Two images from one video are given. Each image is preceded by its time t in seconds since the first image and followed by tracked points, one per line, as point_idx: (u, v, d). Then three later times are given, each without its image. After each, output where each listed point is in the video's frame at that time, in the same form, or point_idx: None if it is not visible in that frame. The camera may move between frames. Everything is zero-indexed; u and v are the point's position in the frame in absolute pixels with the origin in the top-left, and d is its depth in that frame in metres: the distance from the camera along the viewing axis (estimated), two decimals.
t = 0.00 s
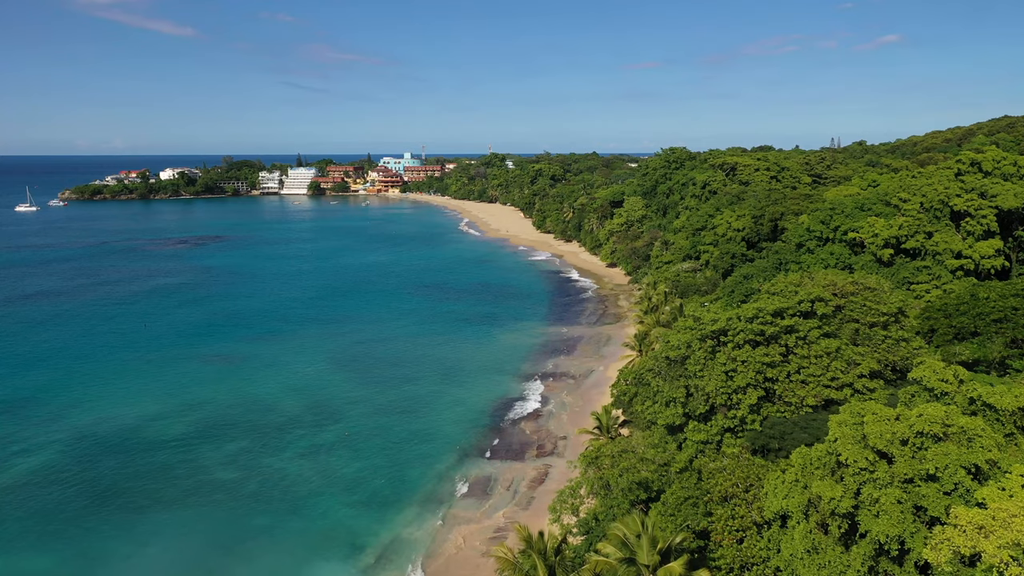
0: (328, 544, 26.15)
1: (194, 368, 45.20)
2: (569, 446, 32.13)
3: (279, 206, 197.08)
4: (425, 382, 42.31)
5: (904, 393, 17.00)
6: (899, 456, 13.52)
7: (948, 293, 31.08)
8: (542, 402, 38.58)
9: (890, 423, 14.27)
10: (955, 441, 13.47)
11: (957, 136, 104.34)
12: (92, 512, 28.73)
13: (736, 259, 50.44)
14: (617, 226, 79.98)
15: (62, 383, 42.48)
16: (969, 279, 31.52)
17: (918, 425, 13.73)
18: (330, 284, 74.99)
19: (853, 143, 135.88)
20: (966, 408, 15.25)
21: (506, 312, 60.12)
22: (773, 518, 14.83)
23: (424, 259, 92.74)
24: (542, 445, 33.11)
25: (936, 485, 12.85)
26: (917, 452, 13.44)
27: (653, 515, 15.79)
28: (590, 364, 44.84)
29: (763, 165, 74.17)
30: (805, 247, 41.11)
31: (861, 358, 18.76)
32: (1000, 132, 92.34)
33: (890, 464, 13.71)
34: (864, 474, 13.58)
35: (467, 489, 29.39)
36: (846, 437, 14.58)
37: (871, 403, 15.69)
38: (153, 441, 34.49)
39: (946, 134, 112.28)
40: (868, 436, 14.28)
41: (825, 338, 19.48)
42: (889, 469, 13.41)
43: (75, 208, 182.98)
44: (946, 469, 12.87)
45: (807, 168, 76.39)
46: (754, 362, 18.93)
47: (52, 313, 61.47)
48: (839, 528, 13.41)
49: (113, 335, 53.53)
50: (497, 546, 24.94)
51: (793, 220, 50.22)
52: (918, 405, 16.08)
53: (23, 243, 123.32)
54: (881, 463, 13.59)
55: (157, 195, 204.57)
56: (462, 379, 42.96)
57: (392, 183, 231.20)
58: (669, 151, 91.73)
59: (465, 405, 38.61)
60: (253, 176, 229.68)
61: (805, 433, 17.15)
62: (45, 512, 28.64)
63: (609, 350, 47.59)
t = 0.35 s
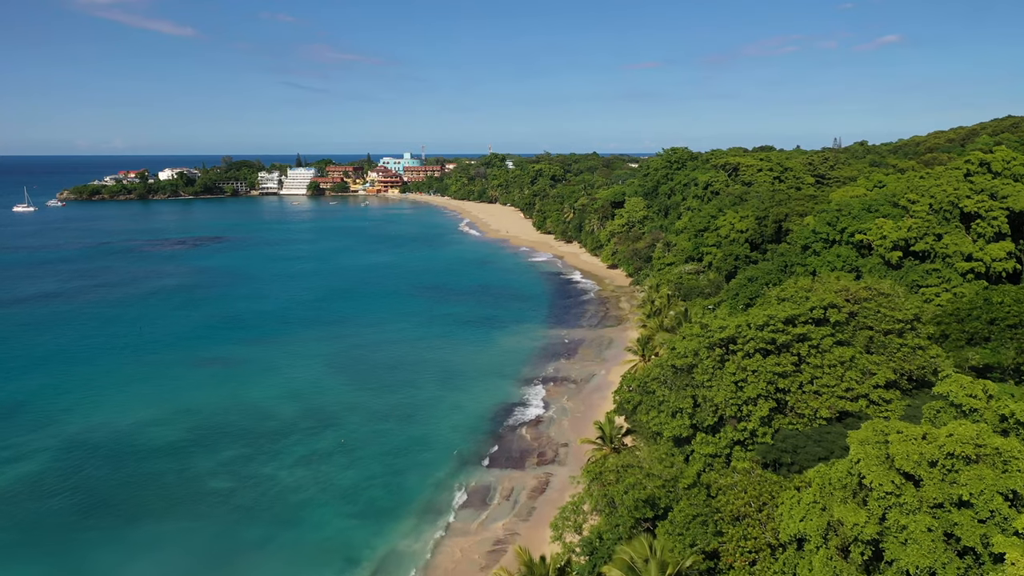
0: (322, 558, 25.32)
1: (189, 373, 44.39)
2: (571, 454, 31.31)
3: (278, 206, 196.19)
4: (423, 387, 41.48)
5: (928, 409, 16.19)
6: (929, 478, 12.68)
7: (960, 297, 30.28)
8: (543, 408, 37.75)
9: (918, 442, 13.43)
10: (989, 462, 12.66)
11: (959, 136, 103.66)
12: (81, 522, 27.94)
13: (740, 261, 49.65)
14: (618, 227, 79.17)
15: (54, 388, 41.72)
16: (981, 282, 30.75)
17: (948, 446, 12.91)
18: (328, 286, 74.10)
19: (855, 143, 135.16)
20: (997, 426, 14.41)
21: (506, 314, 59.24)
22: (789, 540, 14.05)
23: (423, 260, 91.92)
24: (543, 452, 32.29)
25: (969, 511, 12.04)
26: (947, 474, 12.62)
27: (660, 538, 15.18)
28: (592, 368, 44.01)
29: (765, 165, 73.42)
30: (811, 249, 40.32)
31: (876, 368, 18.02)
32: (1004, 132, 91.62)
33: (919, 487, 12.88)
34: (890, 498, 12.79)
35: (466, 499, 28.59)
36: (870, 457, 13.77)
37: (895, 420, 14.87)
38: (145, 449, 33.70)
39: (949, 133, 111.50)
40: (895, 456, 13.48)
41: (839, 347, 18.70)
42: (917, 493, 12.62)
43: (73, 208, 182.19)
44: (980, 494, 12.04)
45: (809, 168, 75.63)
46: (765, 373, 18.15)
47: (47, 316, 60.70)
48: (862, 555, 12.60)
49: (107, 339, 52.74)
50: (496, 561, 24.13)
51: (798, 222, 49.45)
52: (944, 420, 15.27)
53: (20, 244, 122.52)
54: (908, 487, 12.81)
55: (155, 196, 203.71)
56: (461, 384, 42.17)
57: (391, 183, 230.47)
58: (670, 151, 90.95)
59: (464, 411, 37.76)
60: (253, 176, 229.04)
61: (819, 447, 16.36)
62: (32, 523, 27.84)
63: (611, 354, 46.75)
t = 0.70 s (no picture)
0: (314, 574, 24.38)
1: (182, 379, 43.47)
2: (574, 465, 30.40)
3: (277, 207, 195.24)
4: (420, 393, 40.52)
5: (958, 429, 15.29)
6: (969, 511, 11.94)
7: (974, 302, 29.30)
8: (544, 415, 36.80)
9: (957, 471, 12.62)
10: None
11: (964, 136, 102.66)
12: (64, 535, 27.00)
13: (744, 263, 48.76)
14: (620, 228, 78.14)
15: (43, 394, 40.78)
16: (995, 287, 29.75)
17: (991, 477, 12.09)
18: (326, 288, 73.07)
19: (857, 143, 134.14)
20: None
21: (506, 317, 58.24)
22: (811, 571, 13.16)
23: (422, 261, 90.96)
24: (544, 462, 31.35)
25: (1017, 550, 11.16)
26: (990, 508, 11.87)
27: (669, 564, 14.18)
28: (594, 373, 43.02)
29: (769, 166, 72.50)
30: (818, 252, 39.39)
31: (897, 381, 17.11)
32: (1010, 132, 90.57)
33: (958, 519, 12.13)
34: (927, 533, 12.05)
35: (465, 512, 27.66)
36: (903, 486, 12.99)
37: (927, 444, 14.04)
38: (134, 458, 32.76)
39: (952, 134, 110.56)
40: (930, 487, 12.72)
41: (857, 359, 17.78)
42: (957, 527, 11.87)
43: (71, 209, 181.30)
44: None
45: (813, 168, 74.66)
46: (780, 387, 17.21)
47: (39, 319, 59.82)
48: None
49: (100, 343, 51.80)
50: None
51: (804, 224, 48.50)
52: (977, 443, 14.42)
53: (16, 245, 121.53)
54: (947, 520, 12.06)
55: (154, 196, 202.66)
56: (459, 389, 41.23)
57: (391, 184, 229.53)
58: (672, 151, 89.98)
59: (462, 418, 36.77)
60: (251, 177, 228.11)
61: (838, 466, 15.45)
62: (13, 535, 26.90)
63: (614, 359, 45.76)
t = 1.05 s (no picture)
0: None
1: (174, 384, 42.50)
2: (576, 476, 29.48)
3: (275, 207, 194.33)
4: (417, 399, 39.56)
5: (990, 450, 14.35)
6: (1015, 550, 10.96)
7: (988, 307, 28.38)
8: (545, 422, 35.88)
9: (1002, 506, 11.64)
10: None
11: (968, 136, 101.74)
12: (48, 549, 26.05)
13: (748, 266, 47.93)
14: (621, 229, 77.14)
15: (31, 400, 39.85)
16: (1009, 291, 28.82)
17: None
18: (323, 290, 72.03)
19: (859, 143, 133.25)
20: None
21: (505, 320, 57.30)
22: None
23: (421, 262, 90.04)
24: (545, 471, 30.42)
25: None
26: None
27: None
28: (596, 378, 42.13)
29: (772, 166, 71.57)
30: (825, 255, 38.52)
31: (919, 395, 16.19)
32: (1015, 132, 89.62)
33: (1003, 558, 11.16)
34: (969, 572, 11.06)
35: (463, 524, 26.74)
36: (942, 521, 12.05)
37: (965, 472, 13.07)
38: (122, 467, 31.83)
39: (956, 134, 109.59)
40: (973, 522, 11.77)
41: (877, 370, 16.85)
42: (1001, 566, 10.88)
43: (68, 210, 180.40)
44: None
45: (817, 169, 73.77)
46: (795, 401, 16.27)
47: (31, 323, 58.91)
48: None
49: (92, 348, 50.86)
50: None
51: (810, 225, 47.60)
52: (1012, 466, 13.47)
53: (12, 246, 120.65)
54: (991, 559, 11.08)
55: (152, 197, 201.65)
56: (458, 395, 40.31)
57: (391, 184, 228.59)
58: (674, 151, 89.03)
59: (460, 426, 35.85)
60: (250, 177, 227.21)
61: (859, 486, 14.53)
62: None
63: (616, 364, 44.80)
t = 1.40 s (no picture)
0: None
1: (165, 391, 41.44)
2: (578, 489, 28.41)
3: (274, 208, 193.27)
4: (414, 406, 38.47)
5: None
6: None
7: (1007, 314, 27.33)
8: (546, 431, 34.82)
9: None
10: None
11: (972, 136, 100.67)
12: (26, 565, 24.91)
13: (753, 269, 47.09)
14: (622, 230, 76.02)
15: (17, 408, 38.74)
16: None
17: None
18: (320, 293, 70.96)
19: (862, 144, 132.18)
20: None
21: (504, 324, 56.20)
22: None
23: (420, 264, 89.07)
24: (546, 484, 29.36)
25: None
26: None
27: None
28: (598, 385, 41.05)
29: (776, 167, 70.43)
30: (834, 258, 37.47)
31: (949, 414, 15.10)
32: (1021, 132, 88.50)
33: None
34: None
35: (460, 540, 25.67)
36: (996, 568, 10.90)
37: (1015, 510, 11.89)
38: (108, 478, 30.77)
39: (960, 133, 108.45)
40: None
41: (903, 386, 15.73)
42: None
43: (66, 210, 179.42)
44: None
45: (822, 170, 72.63)
46: (817, 421, 15.16)
47: (23, 327, 57.87)
48: None
49: (83, 353, 49.83)
50: None
51: (817, 227, 46.55)
52: None
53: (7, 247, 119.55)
54: None
55: (151, 197, 200.63)
56: (456, 402, 39.26)
57: (390, 184, 227.42)
58: (676, 151, 87.93)
59: (458, 434, 34.77)
60: (249, 177, 226.26)
61: (887, 515, 13.44)
62: None
63: (618, 370, 43.69)
